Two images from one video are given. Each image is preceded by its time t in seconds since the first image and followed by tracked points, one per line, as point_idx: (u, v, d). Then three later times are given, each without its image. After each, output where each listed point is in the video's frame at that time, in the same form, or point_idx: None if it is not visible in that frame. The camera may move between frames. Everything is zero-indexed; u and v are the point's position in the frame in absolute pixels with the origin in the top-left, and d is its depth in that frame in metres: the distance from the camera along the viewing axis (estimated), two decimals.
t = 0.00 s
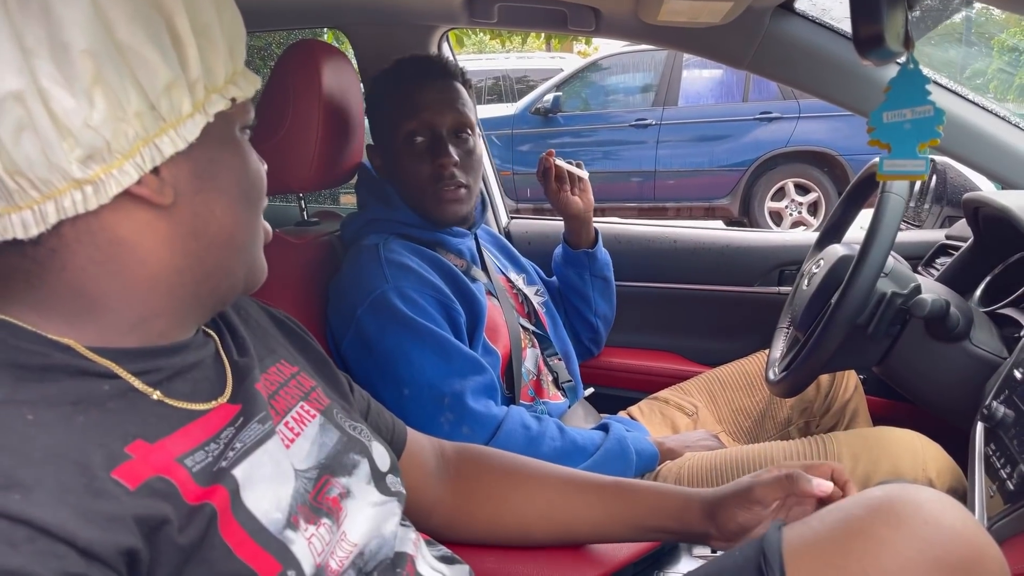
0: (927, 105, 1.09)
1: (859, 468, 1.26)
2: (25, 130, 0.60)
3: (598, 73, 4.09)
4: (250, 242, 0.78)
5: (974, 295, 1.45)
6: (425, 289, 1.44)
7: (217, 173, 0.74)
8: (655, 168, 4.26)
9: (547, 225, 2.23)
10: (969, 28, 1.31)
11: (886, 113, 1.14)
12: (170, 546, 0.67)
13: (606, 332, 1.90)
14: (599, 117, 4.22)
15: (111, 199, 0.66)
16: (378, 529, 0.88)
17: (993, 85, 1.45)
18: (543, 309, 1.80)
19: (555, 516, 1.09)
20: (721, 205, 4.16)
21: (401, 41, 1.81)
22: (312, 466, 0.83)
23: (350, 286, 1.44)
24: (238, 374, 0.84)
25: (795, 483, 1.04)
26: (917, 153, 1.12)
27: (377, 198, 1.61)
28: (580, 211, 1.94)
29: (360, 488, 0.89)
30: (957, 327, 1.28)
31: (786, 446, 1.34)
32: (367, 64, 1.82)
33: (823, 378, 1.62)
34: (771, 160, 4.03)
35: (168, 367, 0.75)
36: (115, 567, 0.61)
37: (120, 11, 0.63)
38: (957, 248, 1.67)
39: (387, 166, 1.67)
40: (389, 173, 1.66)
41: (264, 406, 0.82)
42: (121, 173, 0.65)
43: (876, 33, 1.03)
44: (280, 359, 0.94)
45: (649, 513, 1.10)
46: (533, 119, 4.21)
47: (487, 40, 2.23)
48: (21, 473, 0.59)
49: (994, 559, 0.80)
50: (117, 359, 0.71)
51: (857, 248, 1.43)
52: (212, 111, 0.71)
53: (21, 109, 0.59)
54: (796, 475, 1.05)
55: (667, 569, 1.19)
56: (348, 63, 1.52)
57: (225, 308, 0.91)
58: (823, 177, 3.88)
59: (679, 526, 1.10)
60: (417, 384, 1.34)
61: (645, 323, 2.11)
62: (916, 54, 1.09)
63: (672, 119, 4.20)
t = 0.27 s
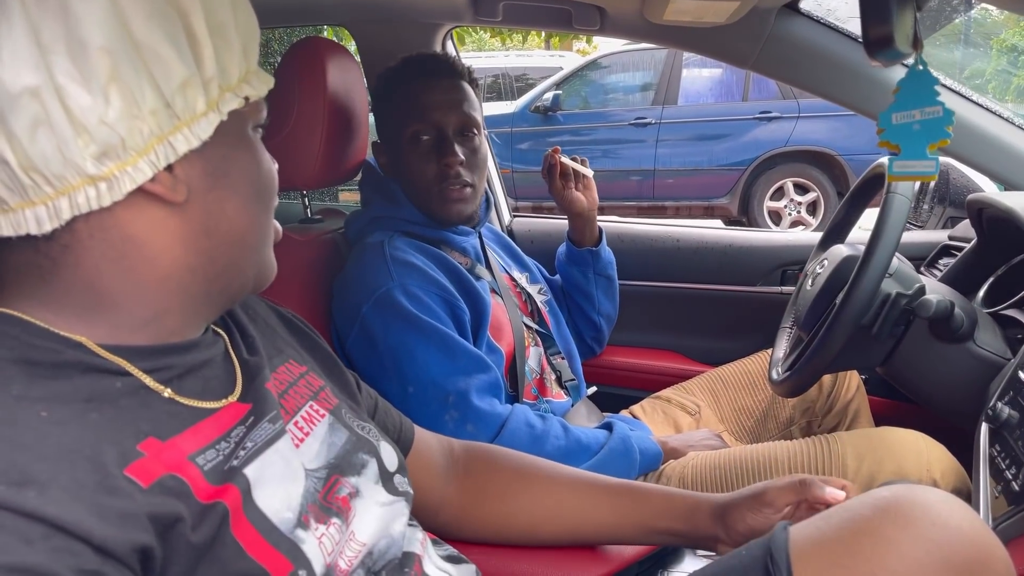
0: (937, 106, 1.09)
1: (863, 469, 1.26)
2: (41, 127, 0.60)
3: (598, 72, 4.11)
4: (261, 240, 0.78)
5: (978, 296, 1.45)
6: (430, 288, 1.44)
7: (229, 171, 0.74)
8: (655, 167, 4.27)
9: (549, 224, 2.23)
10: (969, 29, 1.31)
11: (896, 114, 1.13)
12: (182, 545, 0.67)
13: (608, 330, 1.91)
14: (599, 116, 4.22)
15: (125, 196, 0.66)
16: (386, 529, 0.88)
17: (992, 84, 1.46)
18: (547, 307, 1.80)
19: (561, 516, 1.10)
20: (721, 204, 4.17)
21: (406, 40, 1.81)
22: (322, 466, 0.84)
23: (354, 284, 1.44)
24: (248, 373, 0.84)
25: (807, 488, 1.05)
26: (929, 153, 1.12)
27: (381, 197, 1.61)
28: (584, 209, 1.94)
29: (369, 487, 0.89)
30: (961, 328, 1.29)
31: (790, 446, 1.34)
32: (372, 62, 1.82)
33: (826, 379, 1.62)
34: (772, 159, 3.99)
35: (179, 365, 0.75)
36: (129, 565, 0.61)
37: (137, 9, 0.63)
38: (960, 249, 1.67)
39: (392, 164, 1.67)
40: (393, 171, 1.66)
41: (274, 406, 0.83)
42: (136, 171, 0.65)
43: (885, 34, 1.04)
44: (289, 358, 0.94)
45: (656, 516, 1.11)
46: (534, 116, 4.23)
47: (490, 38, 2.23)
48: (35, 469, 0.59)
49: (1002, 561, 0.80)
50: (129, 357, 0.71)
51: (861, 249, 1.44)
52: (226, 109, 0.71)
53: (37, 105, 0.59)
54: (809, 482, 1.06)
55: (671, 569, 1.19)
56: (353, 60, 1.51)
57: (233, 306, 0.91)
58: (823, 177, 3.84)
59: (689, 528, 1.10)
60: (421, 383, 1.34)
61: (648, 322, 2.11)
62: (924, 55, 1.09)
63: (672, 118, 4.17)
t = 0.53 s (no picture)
0: (931, 109, 1.09)
1: (858, 470, 1.27)
2: (42, 125, 0.60)
3: (597, 71, 4.11)
4: (260, 239, 0.78)
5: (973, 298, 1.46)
6: (428, 288, 1.44)
7: (229, 170, 0.74)
8: (652, 167, 4.27)
9: (546, 223, 2.24)
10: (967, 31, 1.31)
11: (891, 117, 1.14)
12: (181, 542, 0.67)
13: (605, 330, 1.91)
14: (597, 115, 4.23)
15: (125, 195, 0.66)
16: (384, 528, 0.88)
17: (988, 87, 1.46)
18: (544, 307, 1.81)
19: (559, 515, 1.10)
20: (718, 204, 4.20)
21: (404, 39, 1.81)
22: (320, 464, 0.84)
23: (352, 283, 1.44)
24: (247, 372, 0.84)
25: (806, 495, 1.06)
26: (920, 157, 1.13)
27: (379, 196, 1.61)
28: (582, 208, 1.94)
29: (367, 486, 0.89)
30: (956, 330, 1.29)
31: (785, 447, 1.35)
32: (370, 61, 1.82)
33: (821, 380, 1.63)
34: (769, 159, 4.00)
35: (179, 362, 0.75)
36: (129, 561, 0.62)
37: (138, 8, 0.63)
38: (955, 251, 1.68)
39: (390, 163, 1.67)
40: (391, 170, 1.67)
41: (274, 404, 0.83)
42: (136, 170, 0.65)
43: (882, 37, 1.04)
44: (287, 357, 0.94)
45: (653, 516, 1.11)
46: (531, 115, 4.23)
47: (487, 37, 2.23)
48: (36, 467, 0.60)
49: (994, 561, 0.81)
50: (130, 354, 0.71)
51: (856, 250, 1.44)
52: (225, 109, 0.71)
53: (38, 103, 0.59)
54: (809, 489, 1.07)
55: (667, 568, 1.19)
56: (352, 59, 1.51)
57: (232, 305, 0.92)
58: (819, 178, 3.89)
59: (686, 531, 1.11)
60: (419, 382, 1.34)
61: (644, 322, 2.12)
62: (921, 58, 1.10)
63: (670, 118, 4.17)
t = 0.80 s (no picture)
0: (921, 113, 1.10)
1: (847, 470, 1.28)
2: (37, 125, 0.60)
3: (593, 70, 4.17)
4: (254, 240, 0.79)
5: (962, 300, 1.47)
6: (421, 287, 1.45)
7: (223, 171, 0.74)
8: (648, 166, 4.28)
9: (540, 223, 2.24)
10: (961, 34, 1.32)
11: (881, 121, 1.15)
12: (173, 540, 0.67)
13: (598, 330, 1.92)
14: (592, 114, 4.23)
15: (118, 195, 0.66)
16: (375, 526, 0.89)
17: (984, 89, 1.48)
18: (537, 307, 1.81)
19: (550, 514, 1.11)
20: (713, 204, 4.22)
21: (400, 39, 1.82)
22: (313, 462, 0.84)
23: (346, 283, 1.44)
24: (241, 370, 0.85)
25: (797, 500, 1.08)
26: (912, 161, 1.14)
27: (373, 195, 1.61)
28: (575, 209, 1.95)
29: (358, 484, 0.90)
30: (945, 332, 1.30)
31: (775, 447, 1.35)
32: (365, 60, 1.82)
33: (812, 381, 1.64)
34: (764, 160, 4.02)
35: (173, 360, 0.76)
36: (121, 559, 0.62)
37: (134, 10, 0.64)
38: (945, 253, 1.69)
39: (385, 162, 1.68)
40: (386, 169, 1.67)
41: (266, 403, 0.83)
42: (130, 170, 0.65)
43: (872, 42, 1.05)
44: (281, 355, 0.95)
45: (644, 517, 1.12)
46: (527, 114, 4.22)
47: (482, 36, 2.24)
48: (29, 465, 0.60)
49: (978, 562, 0.82)
50: (123, 353, 0.71)
51: (847, 252, 1.45)
52: (219, 110, 0.71)
53: (33, 103, 0.60)
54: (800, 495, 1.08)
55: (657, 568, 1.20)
56: (347, 59, 1.52)
57: (226, 305, 0.92)
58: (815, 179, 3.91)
59: (675, 536, 1.12)
60: (412, 381, 1.35)
61: (638, 322, 2.13)
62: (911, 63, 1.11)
63: (665, 117, 4.17)
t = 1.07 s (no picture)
0: (917, 115, 1.10)
1: (843, 469, 1.29)
2: (36, 124, 0.60)
3: (589, 70, 4.14)
4: (255, 239, 0.79)
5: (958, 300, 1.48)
6: (420, 286, 1.45)
7: (223, 171, 0.75)
8: (644, 166, 4.29)
9: (538, 223, 2.25)
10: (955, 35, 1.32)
11: (880, 123, 1.16)
12: (175, 537, 0.68)
13: (595, 330, 1.92)
14: (589, 114, 4.24)
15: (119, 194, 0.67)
16: (375, 524, 0.89)
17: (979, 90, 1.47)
18: (534, 307, 1.82)
19: (548, 512, 1.11)
20: (709, 203, 4.21)
21: (398, 38, 1.82)
22: (313, 460, 0.85)
23: (345, 281, 1.44)
24: (241, 368, 0.85)
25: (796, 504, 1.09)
26: (906, 162, 1.14)
27: (371, 194, 1.62)
28: (574, 208, 1.95)
29: (358, 482, 0.90)
30: (941, 332, 1.31)
31: (772, 447, 1.36)
32: (363, 59, 1.82)
33: (808, 381, 1.64)
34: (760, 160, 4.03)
35: (174, 358, 0.76)
36: (123, 556, 0.62)
37: (134, 10, 0.64)
38: (941, 254, 1.70)
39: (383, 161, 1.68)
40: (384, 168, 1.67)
41: (267, 400, 0.84)
42: (130, 170, 0.65)
43: (870, 44, 1.05)
44: (281, 353, 0.95)
45: (640, 516, 1.13)
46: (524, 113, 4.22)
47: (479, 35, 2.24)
48: (31, 462, 0.60)
49: (974, 561, 0.83)
50: (124, 351, 0.72)
51: (844, 253, 1.46)
52: (221, 109, 0.71)
53: (33, 103, 0.59)
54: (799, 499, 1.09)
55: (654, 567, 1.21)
56: (345, 58, 1.52)
57: (227, 304, 0.92)
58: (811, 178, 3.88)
59: (672, 537, 1.13)
60: (410, 380, 1.35)
61: (634, 322, 2.13)
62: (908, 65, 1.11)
63: (661, 117, 4.17)
